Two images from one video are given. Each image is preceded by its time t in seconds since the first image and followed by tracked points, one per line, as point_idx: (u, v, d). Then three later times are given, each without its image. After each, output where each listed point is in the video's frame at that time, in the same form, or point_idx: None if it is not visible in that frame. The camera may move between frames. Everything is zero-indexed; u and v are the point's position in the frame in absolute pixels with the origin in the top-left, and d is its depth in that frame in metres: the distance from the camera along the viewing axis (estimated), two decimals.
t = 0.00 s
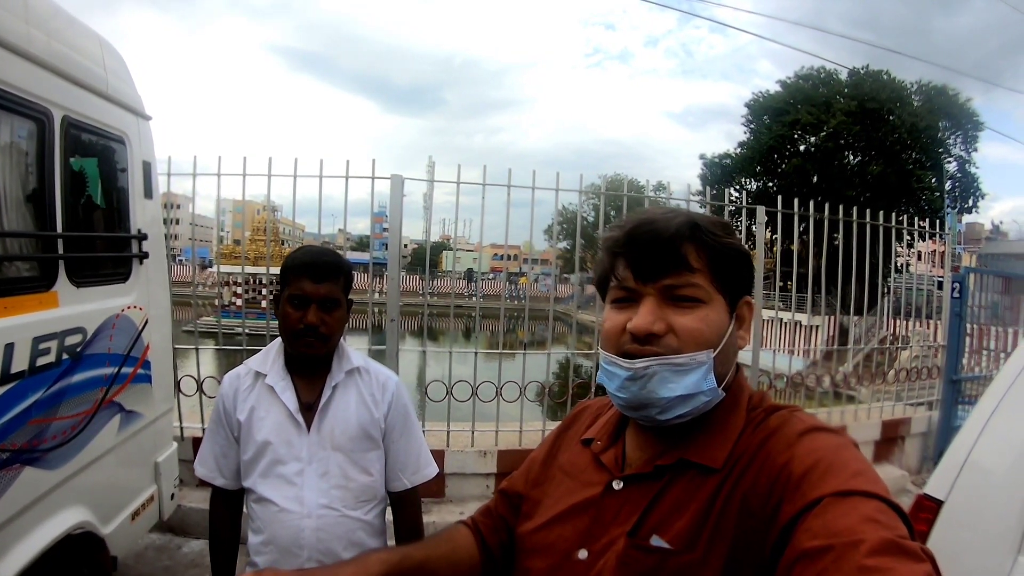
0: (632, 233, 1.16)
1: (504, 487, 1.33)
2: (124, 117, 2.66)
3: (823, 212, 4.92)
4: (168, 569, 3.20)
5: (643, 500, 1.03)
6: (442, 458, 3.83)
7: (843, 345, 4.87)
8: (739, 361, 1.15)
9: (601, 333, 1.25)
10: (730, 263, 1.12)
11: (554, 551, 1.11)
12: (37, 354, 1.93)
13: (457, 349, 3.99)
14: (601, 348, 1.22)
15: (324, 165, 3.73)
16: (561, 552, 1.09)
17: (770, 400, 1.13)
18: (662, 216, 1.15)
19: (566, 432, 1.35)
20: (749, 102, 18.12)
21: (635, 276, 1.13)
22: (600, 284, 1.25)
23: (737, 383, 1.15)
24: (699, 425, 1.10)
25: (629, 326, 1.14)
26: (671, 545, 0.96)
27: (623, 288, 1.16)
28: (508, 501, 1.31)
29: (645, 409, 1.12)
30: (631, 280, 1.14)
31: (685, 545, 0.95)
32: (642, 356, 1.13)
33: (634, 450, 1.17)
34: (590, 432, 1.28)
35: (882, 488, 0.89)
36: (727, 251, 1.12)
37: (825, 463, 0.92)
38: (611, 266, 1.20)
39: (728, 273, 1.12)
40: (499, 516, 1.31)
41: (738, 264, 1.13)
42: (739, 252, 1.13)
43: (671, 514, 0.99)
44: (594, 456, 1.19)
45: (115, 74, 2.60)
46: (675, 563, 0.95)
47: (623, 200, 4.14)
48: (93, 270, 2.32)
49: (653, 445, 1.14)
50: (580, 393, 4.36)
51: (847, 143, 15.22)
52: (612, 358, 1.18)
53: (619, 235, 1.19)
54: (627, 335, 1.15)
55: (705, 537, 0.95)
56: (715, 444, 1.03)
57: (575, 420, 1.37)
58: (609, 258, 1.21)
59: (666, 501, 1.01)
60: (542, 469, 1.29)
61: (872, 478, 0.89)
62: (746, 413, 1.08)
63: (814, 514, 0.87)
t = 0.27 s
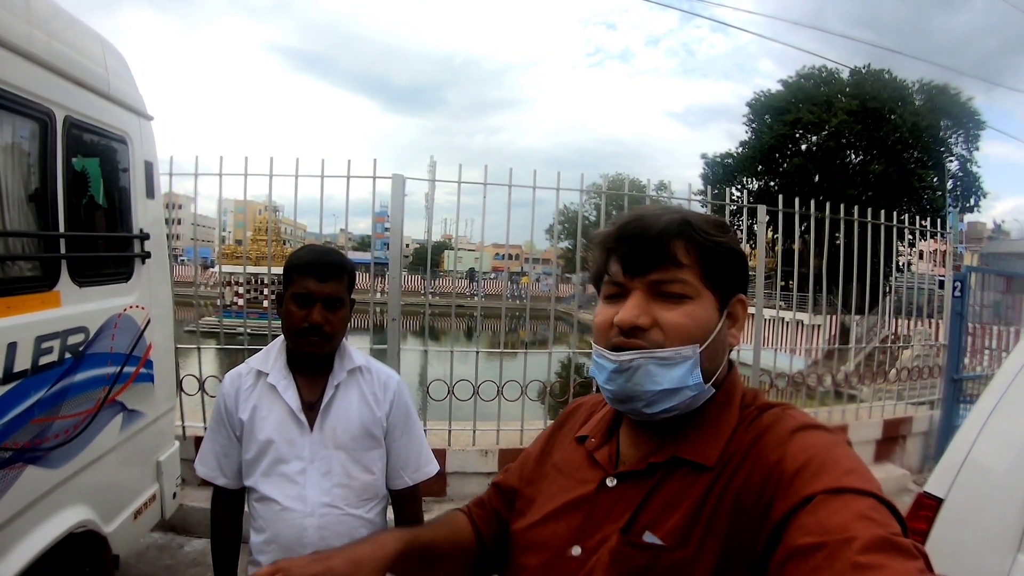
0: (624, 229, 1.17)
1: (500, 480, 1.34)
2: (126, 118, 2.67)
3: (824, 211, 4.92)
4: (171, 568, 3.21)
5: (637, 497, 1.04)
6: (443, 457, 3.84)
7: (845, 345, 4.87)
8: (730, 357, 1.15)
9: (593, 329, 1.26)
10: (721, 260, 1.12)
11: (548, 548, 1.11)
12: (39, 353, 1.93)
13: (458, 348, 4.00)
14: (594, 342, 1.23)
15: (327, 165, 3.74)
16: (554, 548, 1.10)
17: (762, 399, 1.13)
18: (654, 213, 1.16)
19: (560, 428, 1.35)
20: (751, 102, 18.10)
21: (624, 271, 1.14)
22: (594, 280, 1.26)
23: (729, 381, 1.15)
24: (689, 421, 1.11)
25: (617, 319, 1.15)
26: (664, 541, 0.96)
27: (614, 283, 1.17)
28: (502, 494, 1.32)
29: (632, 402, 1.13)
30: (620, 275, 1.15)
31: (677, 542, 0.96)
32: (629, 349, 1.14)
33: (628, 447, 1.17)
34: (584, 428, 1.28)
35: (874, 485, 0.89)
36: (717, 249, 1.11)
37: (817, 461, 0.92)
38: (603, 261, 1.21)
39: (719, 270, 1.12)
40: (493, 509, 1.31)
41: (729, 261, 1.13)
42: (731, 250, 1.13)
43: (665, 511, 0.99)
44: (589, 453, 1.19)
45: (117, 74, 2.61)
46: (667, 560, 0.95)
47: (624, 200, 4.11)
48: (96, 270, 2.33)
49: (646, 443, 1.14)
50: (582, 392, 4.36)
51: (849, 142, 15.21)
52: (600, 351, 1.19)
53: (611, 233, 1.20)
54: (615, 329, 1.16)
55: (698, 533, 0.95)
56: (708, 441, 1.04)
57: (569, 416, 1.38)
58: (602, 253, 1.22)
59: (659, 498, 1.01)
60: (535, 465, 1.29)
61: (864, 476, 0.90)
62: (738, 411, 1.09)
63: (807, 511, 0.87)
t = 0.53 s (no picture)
0: (620, 235, 1.17)
1: (503, 466, 1.34)
2: (129, 119, 2.68)
3: (828, 211, 4.91)
4: (174, 569, 3.21)
5: (642, 496, 1.03)
6: (447, 458, 3.83)
7: (848, 345, 4.86)
8: (732, 355, 1.15)
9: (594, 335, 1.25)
10: (719, 259, 1.12)
11: (552, 547, 1.10)
12: (43, 355, 1.94)
13: (461, 349, 4.00)
14: (596, 348, 1.22)
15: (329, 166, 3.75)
16: (559, 547, 1.09)
17: (766, 398, 1.13)
18: (647, 217, 1.16)
19: (563, 427, 1.34)
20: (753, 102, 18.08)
21: (626, 277, 1.13)
22: (592, 288, 1.25)
23: (733, 381, 1.15)
24: (693, 421, 1.10)
25: (622, 326, 1.14)
26: (668, 539, 0.96)
27: (615, 288, 1.16)
28: (506, 485, 1.32)
29: (640, 407, 1.12)
30: (622, 281, 1.15)
31: (681, 539, 0.95)
32: (635, 354, 1.13)
33: (633, 447, 1.17)
34: (589, 427, 1.28)
35: (875, 484, 0.89)
36: (715, 250, 1.11)
37: (818, 459, 0.92)
38: (602, 268, 1.20)
39: (718, 269, 1.12)
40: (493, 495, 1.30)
41: (726, 261, 1.13)
42: (727, 248, 1.13)
43: (668, 509, 0.99)
44: (593, 453, 1.19)
45: (120, 76, 2.62)
46: (671, 558, 0.94)
47: (628, 201, 4.12)
48: (99, 271, 2.34)
49: (650, 441, 1.14)
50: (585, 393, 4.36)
51: (852, 143, 15.18)
52: (606, 357, 1.18)
53: (608, 238, 1.19)
54: (621, 335, 1.15)
55: (701, 531, 0.95)
56: (712, 439, 1.03)
57: (573, 416, 1.37)
58: (598, 261, 1.21)
59: (663, 497, 1.01)
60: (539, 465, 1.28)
61: (865, 475, 0.90)
62: (742, 411, 1.08)
63: (807, 510, 0.87)
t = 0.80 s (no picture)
0: (633, 227, 1.15)
1: (494, 478, 1.33)
2: (128, 117, 2.66)
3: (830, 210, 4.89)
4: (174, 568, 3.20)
5: (642, 502, 1.02)
6: (447, 457, 3.82)
7: (850, 344, 4.84)
8: (735, 360, 1.14)
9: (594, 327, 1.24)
10: (730, 262, 1.11)
11: (550, 554, 1.09)
12: (41, 353, 1.93)
13: (463, 348, 3.99)
14: (595, 341, 1.20)
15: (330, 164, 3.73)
16: (555, 554, 1.08)
17: (764, 398, 1.13)
18: (664, 211, 1.14)
19: (554, 431, 1.33)
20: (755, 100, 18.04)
21: (635, 271, 1.12)
22: (597, 278, 1.23)
23: (733, 382, 1.14)
24: (692, 423, 1.09)
25: (626, 320, 1.12)
26: (671, 546, 0.95)
27: (621, 282, 1.15)
28: (496, 496, 1.31)
29: (638, 405, 1.11)
30: (629, 275, 1.13)
31: (684, 547, 0.94)
32: (638, 350, 1.11)
33: (628, 451, 1.16)
34: (581, 431, 1.27)
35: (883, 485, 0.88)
36: (727, 251, 1.10)
37: (825, 461, 0.91)
38: (609, 259, 1.18)
39: (729, 272, 1.11)
40: (485, 508, 1.30)
41: (737, 264, 1.12)
42: (739, 251, 1.12)
43: (669, 516, 0.98)
44: (587, 458, 1.17)
45: (120, 73, 2.60)
46: (675, 565, 0.94)
47: (630, 198, 4.12)
48: (98, 269, 2.32)
49: (647, 445, 1.13)
50: (586, 392, 4.35)
51: (854, 141, 15.14)
52: (604, 352, 1.17)
53: (619, 229, 1.17)
54: (623, 330, 1.14)
55: (704, 538, 0.94)
56: (712, 442, 1.02)
57: (563, 419, 1.36)
58: (607, 250, 1.19)
59: (663, 503, 1.00)
60: (531, 470, 1.27)
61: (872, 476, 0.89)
62: (741, 412, 1.08)
63: (815, 514, 0.86)
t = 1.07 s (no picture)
0: (628, 231, 1.15)
1: (488, 478, 1.34)
2: (132, 116, 2.67)
3: (834, 210, 4.88)
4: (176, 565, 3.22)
5: (636, 502, 1.03)
6: (449, 456, 3.83)
7: (853, 345, 4.83)
8: (730, 361, 1.14)
9: (590, 328, 1.24)
10: (725, 265, 1.11)
11: (544, 554, 1.09)
12: (45, 351, 1.94)
13: (466, 347, 4.00)
14: (590, 343, 1.20)
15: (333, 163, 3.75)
16: (550, 555, 1.08)
17: (757, 398, 1.14)
18: (658, 215, 1.15)
19: (547, 432, 1.34)
20: (760, 99, 17.99)
21: (631, 273, 1.12)
22: (592, 281, 1.23)
23: (727, 383, 1.15)
24: (687, 424, 1.10)
25: (623, 323, 1.12)
26: (665, 546, 0.96)
27: (617, 284, 1.15)
28: (490, 497, 1.32)
29: (635, 405, 1.11)
30: (625, 277, 1.13)
31: (677, 546, 0.95)
32: (635, 352, 1.12)
33: (623, 452, 1.16)
34: (575, 432, 1.27)
35: (872, 484, 0.89)
36: (721, 255, 1.11)
37: (815, 461, 0.92)
38: (604, 261, 1.18)
39: (723, 275, 1.11)
40: (478, 508, 1.31)
41: (731, 267, 1.12)
42: (734, 254, 1.13)
43: (663, 516, 0.99)
44: (581, 459, 1.18)
45: (123, 73, 2.61)
46: (668, 565, 0.94)
47: (633, 198, 4.13)
48: (102, 268, 2.34)
49: (642, 446, 1.13)
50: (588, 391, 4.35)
51: (858, 141, 15.10)
52: (600, 352, 1.17)
53: (614, 232, 1.18)
54: (620, 332, 1.14)
55: (698, 538, 0.95)
56: (705, 443, 1.03)
57: (557, 420, 1.37)
58: (603, 254, 1.19)
59: (657, 503, 1.01)
60: (524, 471, 1.28)
61: (862, 475, 0.90)
62: (734, 412, 1.09)
63: (806, 512, 0.87)
